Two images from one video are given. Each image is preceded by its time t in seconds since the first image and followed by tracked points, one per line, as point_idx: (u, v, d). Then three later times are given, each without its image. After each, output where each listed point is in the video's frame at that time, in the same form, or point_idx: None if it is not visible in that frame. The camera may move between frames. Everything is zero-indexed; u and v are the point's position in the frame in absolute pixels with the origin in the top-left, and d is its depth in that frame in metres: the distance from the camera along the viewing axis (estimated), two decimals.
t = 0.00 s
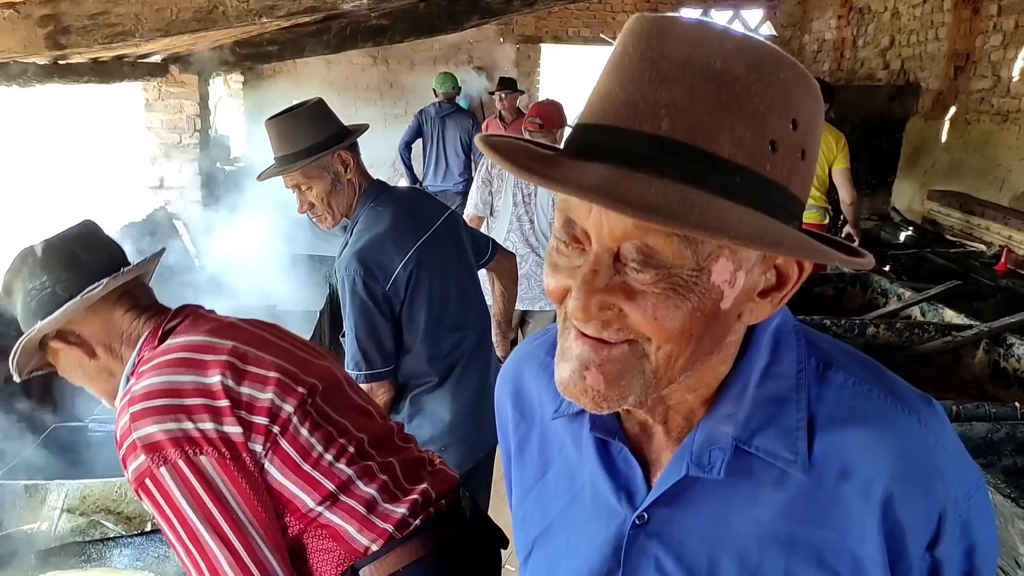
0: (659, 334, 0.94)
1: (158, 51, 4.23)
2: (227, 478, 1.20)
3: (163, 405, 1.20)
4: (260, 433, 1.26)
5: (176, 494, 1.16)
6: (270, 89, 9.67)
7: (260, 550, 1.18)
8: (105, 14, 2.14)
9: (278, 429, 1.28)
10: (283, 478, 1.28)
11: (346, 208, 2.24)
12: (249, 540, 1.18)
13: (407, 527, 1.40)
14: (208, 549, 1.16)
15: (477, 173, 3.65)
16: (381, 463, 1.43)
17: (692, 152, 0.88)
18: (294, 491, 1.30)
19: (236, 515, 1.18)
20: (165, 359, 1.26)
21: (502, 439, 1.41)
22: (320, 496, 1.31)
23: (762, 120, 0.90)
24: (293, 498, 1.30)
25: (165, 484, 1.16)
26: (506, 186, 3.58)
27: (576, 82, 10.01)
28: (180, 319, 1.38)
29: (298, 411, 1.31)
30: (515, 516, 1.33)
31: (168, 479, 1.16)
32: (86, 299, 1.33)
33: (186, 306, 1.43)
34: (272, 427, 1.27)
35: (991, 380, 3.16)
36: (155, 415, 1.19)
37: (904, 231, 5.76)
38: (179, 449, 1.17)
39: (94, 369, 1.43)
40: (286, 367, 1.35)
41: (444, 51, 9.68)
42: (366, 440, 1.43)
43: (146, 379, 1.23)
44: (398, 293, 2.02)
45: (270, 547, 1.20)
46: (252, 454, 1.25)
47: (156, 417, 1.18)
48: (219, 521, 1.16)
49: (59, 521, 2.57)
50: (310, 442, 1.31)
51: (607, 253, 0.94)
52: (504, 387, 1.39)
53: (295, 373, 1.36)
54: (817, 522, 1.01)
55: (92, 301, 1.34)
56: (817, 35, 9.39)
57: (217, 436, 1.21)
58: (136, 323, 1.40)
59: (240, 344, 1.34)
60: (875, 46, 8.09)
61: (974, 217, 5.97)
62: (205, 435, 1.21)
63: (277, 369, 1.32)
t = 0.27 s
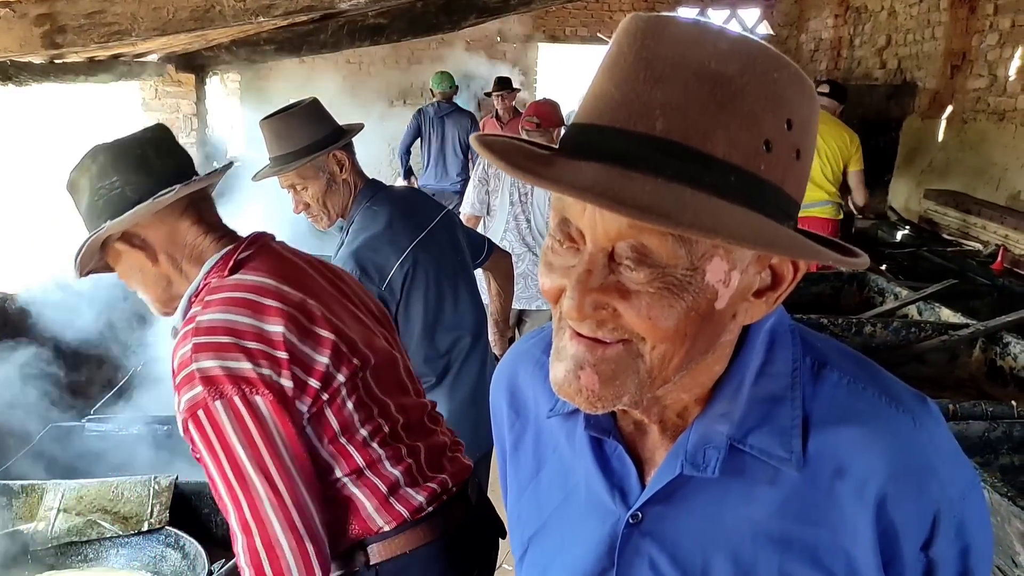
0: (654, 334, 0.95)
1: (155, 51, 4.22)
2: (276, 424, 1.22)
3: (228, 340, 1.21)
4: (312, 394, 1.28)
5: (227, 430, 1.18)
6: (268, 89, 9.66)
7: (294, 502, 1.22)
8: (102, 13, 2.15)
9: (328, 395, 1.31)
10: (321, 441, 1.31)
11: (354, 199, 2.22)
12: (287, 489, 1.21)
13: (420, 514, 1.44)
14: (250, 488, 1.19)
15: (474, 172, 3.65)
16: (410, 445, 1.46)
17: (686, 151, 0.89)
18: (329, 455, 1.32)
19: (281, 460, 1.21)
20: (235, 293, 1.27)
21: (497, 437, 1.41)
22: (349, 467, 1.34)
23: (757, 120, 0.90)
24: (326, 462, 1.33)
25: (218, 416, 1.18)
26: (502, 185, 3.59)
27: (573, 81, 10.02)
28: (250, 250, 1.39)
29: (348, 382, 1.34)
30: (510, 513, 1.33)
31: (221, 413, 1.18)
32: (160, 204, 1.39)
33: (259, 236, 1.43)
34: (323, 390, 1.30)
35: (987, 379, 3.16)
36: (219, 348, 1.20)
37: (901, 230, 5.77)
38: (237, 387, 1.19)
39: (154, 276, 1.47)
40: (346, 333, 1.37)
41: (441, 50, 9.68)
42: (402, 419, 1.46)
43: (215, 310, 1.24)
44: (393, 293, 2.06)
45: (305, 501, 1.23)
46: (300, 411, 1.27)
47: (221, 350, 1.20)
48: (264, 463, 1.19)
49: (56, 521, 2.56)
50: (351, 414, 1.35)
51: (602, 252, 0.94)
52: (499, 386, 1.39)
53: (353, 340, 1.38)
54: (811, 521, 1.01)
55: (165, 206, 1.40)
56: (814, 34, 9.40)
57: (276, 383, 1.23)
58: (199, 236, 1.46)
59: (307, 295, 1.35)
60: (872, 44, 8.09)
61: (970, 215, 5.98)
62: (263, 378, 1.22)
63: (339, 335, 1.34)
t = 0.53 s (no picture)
0: (656, 332, 0.94)
1: (150, 49, 4.20)
2: (343, 382, 1.28)
3: (303, 300, 1.27)
4: (372, 362, 1.36)
5: (299, 385, 1.23)
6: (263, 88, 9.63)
7: (353, 460, 1.26)
8: (96, 11, 2.13)
9: (386, 365, 1.39)
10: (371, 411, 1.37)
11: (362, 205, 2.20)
12: (350, 448, 1.26)
13: (440, 494, 1.49)
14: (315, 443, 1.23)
15: (470, 171, 3.64)
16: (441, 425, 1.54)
17: (690, 148, 0.88)
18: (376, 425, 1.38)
19: (345, 418, 1.25)
20: (308, 254, 1.33)
21: (496, 434, 1.41)
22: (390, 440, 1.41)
23: (760, 117, 0.90)
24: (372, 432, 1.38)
25: (290, 369, 1.23)
26: (499, 184, 3.58)
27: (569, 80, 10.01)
28: (318, 215, 1.46)
29: (404, 355, 1.42)
30: (510, 511, 1.33)
31: (294, 367, 1.23)
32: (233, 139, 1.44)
33: (324, 202, 1.50)
34: (381, 358, 1.38)
35: (984, 378, 3.17)
36: (295, 304, 1.26)
37: (896, 229, 5.78)
38: (311, 343, 1.25)
39: (213, 221, 1.51)
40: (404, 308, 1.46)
41: (436, 49, 9.67)
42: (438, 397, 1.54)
43: (290, 269, 1.30)
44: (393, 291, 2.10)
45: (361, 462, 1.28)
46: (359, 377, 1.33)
47: (298, 307, 1.26)
48: (328, 420, 1.24)
49: (52, 521, 2.56)
50: (402, 387, 1.43)
51: (604, 250, 0.94)
52: (497, 384, 1.38)
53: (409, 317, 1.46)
54: (812, 519, 1.00)
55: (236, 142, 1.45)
56: (809, 33, 9.41)
57: (345, 344, 1.30)
58: (262, 186, 1.51)
59: (370, 265, 1.43)
60: (867, 44, 8.10)
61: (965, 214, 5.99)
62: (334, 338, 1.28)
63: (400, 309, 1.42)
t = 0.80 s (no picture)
0: (652, 331, 0.94)
1: (138, 47, 4.18)
2: (345, 396, 1.29)
3: (306, 306, 1.28)
4: (375, 376, 1.38)
5: (298, 395, 1.24)
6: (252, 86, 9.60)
7: (351, 475, 1.27)
8: (84, 9, 2.13)
9: (391, 381, 1.41)
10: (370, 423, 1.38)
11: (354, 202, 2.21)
12: (347, 464, 1.27)
13: (439, 505, 1.54)
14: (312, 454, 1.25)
15: (462, 170, 3.62)
16: (442, 438, 1.58)
17: (686, 147, 0.88)
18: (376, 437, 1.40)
19: (345, 432, 1.27)
20: (317, 260, 1.34)
21: (488, 436, 1.40)
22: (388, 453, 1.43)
23: (757, 116, 0.89)
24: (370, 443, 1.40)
25: (291, 380, 1.24)
26: (490, 183, 3.57)
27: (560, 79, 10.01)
28: (331, 214, 1.46)
29: (408, 371, 1.44)
30: (503, 513, 1.32)
31: (295, 378, 1.24)
32: (236, 134, 1.44)
33: (340, 197, 1.51)
34: (385, 374, 1.40)
35: (974, 375, 3.17)
36: (299, 314, 1.27)
37: (887, 227, 5.79)
38: (314, 354, 1.26)
39: (220, 210, 1.51)
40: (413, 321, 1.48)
41: (427, 47, 9.66)
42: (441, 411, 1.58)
43: (297, 274, 1.31)
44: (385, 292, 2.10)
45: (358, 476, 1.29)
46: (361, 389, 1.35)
47: (302, 315, 1.27)
48: (325, 435, 1.25)
49: (42, 522, 2.54)
50: (404, 402, 1.46)
51: (600, 249, 0.93)
52: (491, 384, 1.37)
53: (417, 330, 1.48)
54: (808, 520, 1.00)
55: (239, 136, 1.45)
56: (799, 32, 9.43)
57: (349, 358, 1.31)
58: (270, 175, 1.50)
59: (380, 275, 1.44)
60: (858, 43, 8.12)
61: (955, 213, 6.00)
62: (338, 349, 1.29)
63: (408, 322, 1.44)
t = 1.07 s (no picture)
0: (646, 330, 0.92)
1: (127, 45, 4.15)
2: (336, 417, 1.28)
3: (294, 328, 1.27)
4: (368, 397, 1.37)
5: (287, 419, 1.24)
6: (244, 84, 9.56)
7: (345, 498, 1.27)
8: (71, 6, 2.13)
9: (384, 402, 1.41)
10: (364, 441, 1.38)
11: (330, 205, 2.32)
12: (342, 487, 1.26)
13: (439, 516, 1.55)
14: (304, 477, 1.24)
15: (453, 168, 3.59)
16: (444, 455, 1.57)
17: (681, 141, 0.86)
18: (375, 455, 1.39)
19: (338, 456, 1.26)
20: (307, 278, 1.32)
21: (480, 440, 1.38)
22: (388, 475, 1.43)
23: (754, 111, 0.88)
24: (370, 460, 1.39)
25: (278, 403, 1.23)
26: (483, 181, 3.53)
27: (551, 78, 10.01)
28: (325, 226, 1.44)
29: (404, 391, 1.43)
30: (496, 518, 1.30)
31: (283, 401, 1.23)
32: (210, 164, 1.48)
33: (335, 206, 1.49)
34: (378, 396, 1.39)
35: (965, 373, 3.17)
36: (286, 336, 1.26)
37: (878, 226, 5.80)
38: (303, 377, 1.25)
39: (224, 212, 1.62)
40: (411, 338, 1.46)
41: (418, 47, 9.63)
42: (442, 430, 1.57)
43: (286, 293, 1.29)
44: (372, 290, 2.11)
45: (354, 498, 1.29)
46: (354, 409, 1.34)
47: (288, 337, 1.25)
48: (317, 459, 1.24)
49: (29, 525, 2.51)
50: (399, 422, 1.45)
51: (593, 246, 0.92)
52: (483, 385, 1.35)
53: (416, 347, 1.47)
54: (805, 523, 0.98)
55: (216, 165, 1.48)
56: (791, 31, 9.45)
57: (339, 381, 1.30)
58: (257, 187, 1.52)
59: (376, 290, 1.42)
60: (849, 42, 8.13)
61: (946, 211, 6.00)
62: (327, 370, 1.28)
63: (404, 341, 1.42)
